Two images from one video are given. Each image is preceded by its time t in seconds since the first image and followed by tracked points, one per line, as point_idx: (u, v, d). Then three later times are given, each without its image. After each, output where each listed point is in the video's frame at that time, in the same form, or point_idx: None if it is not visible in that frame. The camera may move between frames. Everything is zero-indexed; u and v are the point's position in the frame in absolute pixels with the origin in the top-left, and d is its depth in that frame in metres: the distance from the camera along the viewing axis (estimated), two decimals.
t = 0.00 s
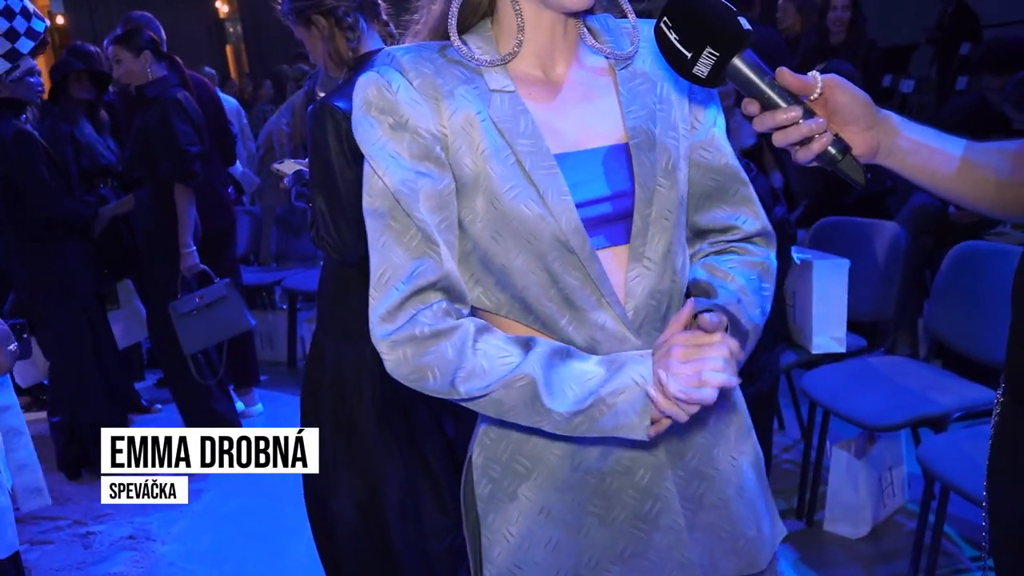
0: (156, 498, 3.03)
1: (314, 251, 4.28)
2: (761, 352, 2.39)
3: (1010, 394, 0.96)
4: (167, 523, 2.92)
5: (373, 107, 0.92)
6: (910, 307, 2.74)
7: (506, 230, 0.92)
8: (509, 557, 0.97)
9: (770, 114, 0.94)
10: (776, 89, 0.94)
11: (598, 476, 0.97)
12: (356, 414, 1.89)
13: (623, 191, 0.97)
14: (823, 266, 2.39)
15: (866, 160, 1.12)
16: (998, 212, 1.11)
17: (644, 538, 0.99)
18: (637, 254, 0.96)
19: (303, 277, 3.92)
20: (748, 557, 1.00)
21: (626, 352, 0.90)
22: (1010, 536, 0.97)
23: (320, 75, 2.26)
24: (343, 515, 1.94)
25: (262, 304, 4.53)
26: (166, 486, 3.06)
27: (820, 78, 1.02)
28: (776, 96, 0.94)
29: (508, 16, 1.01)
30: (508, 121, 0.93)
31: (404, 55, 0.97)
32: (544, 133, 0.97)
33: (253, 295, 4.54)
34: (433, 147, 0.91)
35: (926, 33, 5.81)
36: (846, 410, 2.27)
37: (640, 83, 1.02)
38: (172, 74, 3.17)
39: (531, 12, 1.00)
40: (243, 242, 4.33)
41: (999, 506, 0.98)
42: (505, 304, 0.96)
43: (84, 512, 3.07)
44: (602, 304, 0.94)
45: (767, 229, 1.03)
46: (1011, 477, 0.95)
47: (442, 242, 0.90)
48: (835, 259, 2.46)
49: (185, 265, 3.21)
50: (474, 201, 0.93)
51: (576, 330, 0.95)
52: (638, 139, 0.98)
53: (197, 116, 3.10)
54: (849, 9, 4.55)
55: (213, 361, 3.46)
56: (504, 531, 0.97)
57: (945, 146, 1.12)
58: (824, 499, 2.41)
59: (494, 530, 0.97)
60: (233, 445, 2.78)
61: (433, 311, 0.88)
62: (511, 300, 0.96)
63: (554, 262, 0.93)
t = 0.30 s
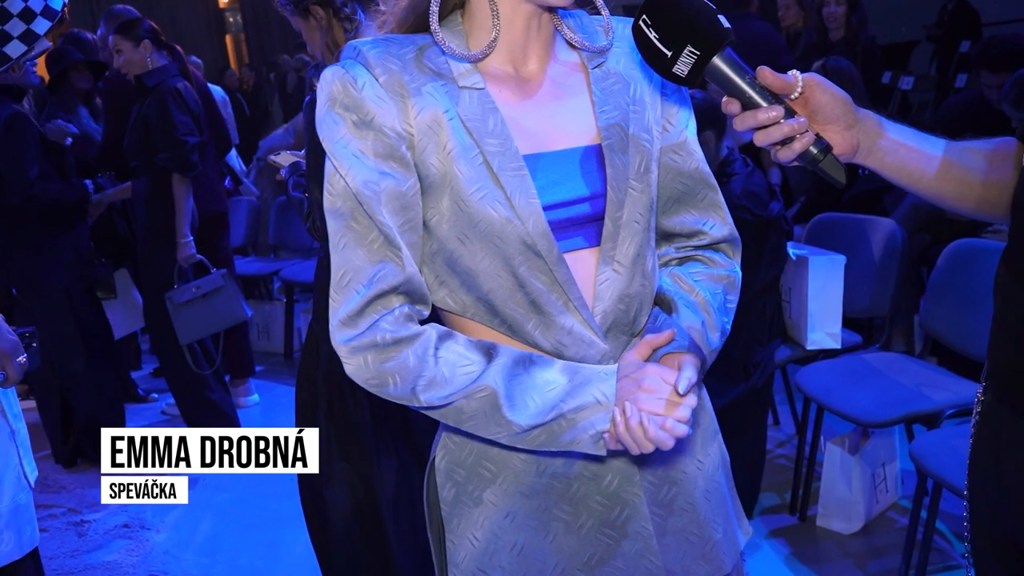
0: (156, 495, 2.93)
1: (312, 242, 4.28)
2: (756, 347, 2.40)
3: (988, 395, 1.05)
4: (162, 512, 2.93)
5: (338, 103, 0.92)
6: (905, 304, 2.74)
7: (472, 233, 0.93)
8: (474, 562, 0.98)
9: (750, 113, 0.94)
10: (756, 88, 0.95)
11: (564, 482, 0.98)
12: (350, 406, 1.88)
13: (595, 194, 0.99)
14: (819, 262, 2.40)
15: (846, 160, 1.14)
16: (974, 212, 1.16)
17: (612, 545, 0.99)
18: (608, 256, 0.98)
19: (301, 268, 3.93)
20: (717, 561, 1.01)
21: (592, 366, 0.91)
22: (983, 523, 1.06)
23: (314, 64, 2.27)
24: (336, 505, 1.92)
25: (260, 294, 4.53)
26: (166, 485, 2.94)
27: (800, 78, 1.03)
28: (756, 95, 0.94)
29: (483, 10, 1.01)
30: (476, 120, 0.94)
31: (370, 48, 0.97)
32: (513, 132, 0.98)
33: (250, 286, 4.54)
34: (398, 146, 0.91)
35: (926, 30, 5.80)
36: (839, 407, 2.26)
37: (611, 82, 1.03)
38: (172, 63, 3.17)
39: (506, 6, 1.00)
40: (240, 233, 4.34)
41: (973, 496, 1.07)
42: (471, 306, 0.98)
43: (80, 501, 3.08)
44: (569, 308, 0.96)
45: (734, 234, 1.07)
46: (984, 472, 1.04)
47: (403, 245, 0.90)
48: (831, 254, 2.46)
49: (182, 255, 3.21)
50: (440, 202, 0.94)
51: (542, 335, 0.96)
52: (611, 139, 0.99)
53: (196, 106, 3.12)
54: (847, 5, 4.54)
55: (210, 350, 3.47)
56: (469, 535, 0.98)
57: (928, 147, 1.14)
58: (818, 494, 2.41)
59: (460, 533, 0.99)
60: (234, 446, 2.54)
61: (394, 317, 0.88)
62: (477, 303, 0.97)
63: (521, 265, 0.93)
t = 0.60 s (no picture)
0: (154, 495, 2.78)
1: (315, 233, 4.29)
2: (757, 343, 2.39)
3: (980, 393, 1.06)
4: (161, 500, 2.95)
5: (324, 101, 0.92)
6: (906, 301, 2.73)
7: (460, 233, 0.93)
8: (453, 557, 0.97)
9: (745, 109, 0.94)
10: (750, 85, 0.95)
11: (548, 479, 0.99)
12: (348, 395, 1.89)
13: (581, 194, 1.00)
14: (821, 259, 2.39)
15: (839, 158, 1.13)
16: (969, 212, 1.16)
17: (591, 542, 1.01)
18: (592, 257, 0.99)
19: (304, 258, 3.94)
20: (689, 557, 1.04)
21: (594, 407, 0.90)
22: (973, 518, 1.08)
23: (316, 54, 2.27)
24: (333, 495, 1.94)
25: (262, 284, 4.54)
26: (165, 484, 2.80)
27: (794, 74, 1.04)
28: (751, 92, 0.95)
29: (469, 5, 1.00)
30: (463, 119, 0.94)
31: (355, 44, 0.96)
32: (500, 131, 0.98)
33: (253, 275, 4.55)
34: (387, 146, 0.91)
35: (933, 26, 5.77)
36: (840, 404, 2.25)
37: (595, 79, 1.04)
38: (177, 51, 3.18)
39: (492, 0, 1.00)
40: (243, 222, 4.35)
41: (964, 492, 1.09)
42: (456, 306, 0.98)
43: (80, 487, 3.10)
44: (555, 308, 0.97)
45: (709, 231, 1.10)
46: (973, 468, 1.06)
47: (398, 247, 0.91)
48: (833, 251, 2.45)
49: (184, 244, 3.22)
50: (427, 202, 0.94)
51: (527, 335, 0.97)
52: (597, 139, 1.00)
53: (199, 95, 3.12)
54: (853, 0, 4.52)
55: (212, 339, 3.47)
56: (449, 531, 0.98)
57: (922, 147, 1.15)
58: (816, 491, 2.41)
59: (439, 528, 0.99)
60: (235, 445, 2.38)
61: (399, 325, 0.89)
62: (462, 303, 0.98)
63: (508, 266, 0.94)
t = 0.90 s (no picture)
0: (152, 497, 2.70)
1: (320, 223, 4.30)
2: (760, 340, 2.39)
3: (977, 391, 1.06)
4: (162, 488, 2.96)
5: (338, 99, 0.92)
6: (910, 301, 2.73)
7: (471, 229, 0.95)
8: (455, 548, 0.99)
9: (747, 104, 0.94)
10: (752, 79, 0.95)
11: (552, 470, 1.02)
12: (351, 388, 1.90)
13: (587, 191, 1.00)
14: (825, 257, 2.39)
15: (841, 154, 1.13)
16: (969, 211, 1.16)
17: (592, 532, 1.04)
18: (598, 252, 1.00)
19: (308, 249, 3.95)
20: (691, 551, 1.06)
21: (607, 431, 0.94)
22: (969, 518, 1.08)
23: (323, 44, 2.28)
24: (334, 483, 1.96)
25: (266, 274, 4.55)
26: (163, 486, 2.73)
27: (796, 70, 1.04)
28: (754, 87, 0.94)
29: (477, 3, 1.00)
30: (474, 115, 0.94)
31: (366, 41, 0.96)
32: (510, 129, 0.98)
33: (257, 265, 4.56)
34: (401, 143, 0.92)
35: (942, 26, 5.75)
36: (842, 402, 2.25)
37: (599, 75, 1.04)
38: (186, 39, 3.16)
39: None
40: (248, 211, 4.36)
41: (960, 491, 1.09)
42: (464, 301, 0.99)
43: (83, 473, 3.11)
44: (562, 302, 0.99)
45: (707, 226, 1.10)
46: (971, 467, 1.06)
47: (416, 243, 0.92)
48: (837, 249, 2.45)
49: (189, 232, 3.22)
50: (438, 197, 0.95)
51: (536, 328, 0.99)
52: (602, 133, 1.00)
53: (206, 83, 3.12)
54: None
55: (215, 328, 3.48)
56: (451, 520, 1.00)
57: (922, 144, 1.14)
58: (816, 489, 2.41)
59: (441, 517, 1.00)
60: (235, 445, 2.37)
61: (422, 324, 0.92)
62: (470, 298, 0.99)
63: (519, 260, 0.96)
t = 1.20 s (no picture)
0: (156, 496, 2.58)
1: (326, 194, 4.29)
2: (761, 324, 2.39)
3: (977, 378, 1.06)
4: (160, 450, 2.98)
5: (352, 54, 0.93)
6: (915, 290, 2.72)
7: (481, 190, 0.95)
8: (459, 511, 1.09)
9: (759, 81, 0.93)
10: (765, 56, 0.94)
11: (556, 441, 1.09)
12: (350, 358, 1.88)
13: (597, 157, 1.01)
14: (831, 242, 2.38)
15: (850, 135, 1.14)
16: (976, 197, 1.14)
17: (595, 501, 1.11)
18: (608, 220, 1.01)
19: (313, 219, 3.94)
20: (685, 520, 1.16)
21: (609, 402, 0.94)
22: (965, 506, 1.09)
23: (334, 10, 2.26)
24: (332, 453, 1.94)
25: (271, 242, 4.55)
26: (164, 485, 2.58)
27: (810, 48, 1.04)
28: (766, 64, 0.94)
29: None
30: (488, 76, 0.94)
31: None
32: (524, 91, 0.98)
33: (262, 234, 4.57)
34: (414, 100, 0.92)
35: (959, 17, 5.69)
36: (842, 388, 2.26)
37: (616, 43, 1.04)
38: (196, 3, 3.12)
39: None
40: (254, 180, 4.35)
41: (957, 478, 1.09)
42: (474, 263, 1.00)
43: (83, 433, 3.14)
44: (572, 268, 1.00)
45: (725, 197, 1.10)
46: (969, 454, 1.06)
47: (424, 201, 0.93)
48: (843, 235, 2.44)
49: (197, 197, 3.23)
50: (450, 157, 0.95)
51: (544, 293, 1.00)
52: (616, 100, 1.00)
53: (216, 47, 3.12)
54: None
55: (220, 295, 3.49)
56: (457, 483, 1.09)
57: (933, 127, 1.14)
58: (812, 475, 2.42)
59: (448, 480, 1.10)
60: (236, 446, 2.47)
61: (428, 284, 0.92)
62: (481, 260, 0.99)
63: (528, 224, 0.96)
